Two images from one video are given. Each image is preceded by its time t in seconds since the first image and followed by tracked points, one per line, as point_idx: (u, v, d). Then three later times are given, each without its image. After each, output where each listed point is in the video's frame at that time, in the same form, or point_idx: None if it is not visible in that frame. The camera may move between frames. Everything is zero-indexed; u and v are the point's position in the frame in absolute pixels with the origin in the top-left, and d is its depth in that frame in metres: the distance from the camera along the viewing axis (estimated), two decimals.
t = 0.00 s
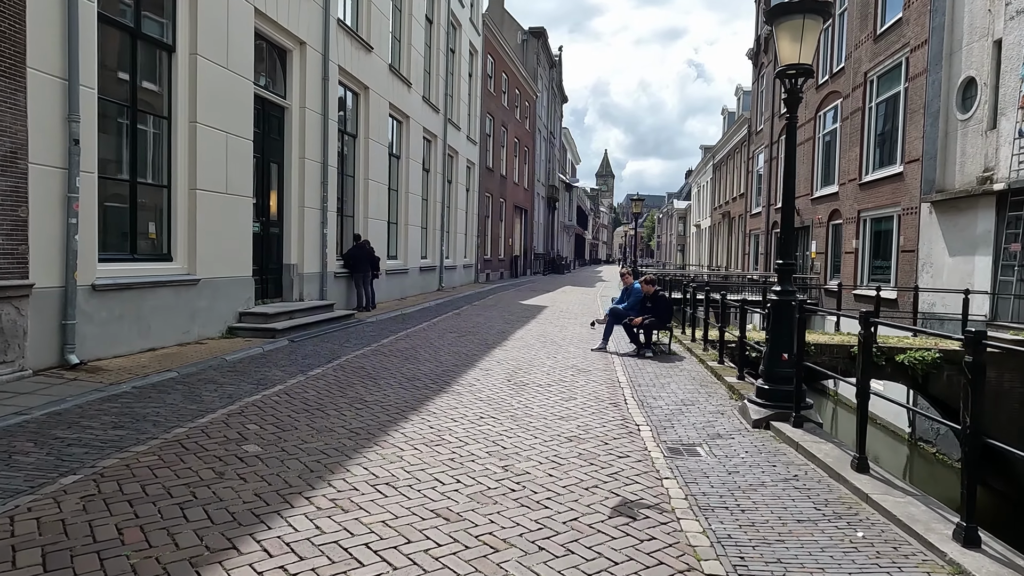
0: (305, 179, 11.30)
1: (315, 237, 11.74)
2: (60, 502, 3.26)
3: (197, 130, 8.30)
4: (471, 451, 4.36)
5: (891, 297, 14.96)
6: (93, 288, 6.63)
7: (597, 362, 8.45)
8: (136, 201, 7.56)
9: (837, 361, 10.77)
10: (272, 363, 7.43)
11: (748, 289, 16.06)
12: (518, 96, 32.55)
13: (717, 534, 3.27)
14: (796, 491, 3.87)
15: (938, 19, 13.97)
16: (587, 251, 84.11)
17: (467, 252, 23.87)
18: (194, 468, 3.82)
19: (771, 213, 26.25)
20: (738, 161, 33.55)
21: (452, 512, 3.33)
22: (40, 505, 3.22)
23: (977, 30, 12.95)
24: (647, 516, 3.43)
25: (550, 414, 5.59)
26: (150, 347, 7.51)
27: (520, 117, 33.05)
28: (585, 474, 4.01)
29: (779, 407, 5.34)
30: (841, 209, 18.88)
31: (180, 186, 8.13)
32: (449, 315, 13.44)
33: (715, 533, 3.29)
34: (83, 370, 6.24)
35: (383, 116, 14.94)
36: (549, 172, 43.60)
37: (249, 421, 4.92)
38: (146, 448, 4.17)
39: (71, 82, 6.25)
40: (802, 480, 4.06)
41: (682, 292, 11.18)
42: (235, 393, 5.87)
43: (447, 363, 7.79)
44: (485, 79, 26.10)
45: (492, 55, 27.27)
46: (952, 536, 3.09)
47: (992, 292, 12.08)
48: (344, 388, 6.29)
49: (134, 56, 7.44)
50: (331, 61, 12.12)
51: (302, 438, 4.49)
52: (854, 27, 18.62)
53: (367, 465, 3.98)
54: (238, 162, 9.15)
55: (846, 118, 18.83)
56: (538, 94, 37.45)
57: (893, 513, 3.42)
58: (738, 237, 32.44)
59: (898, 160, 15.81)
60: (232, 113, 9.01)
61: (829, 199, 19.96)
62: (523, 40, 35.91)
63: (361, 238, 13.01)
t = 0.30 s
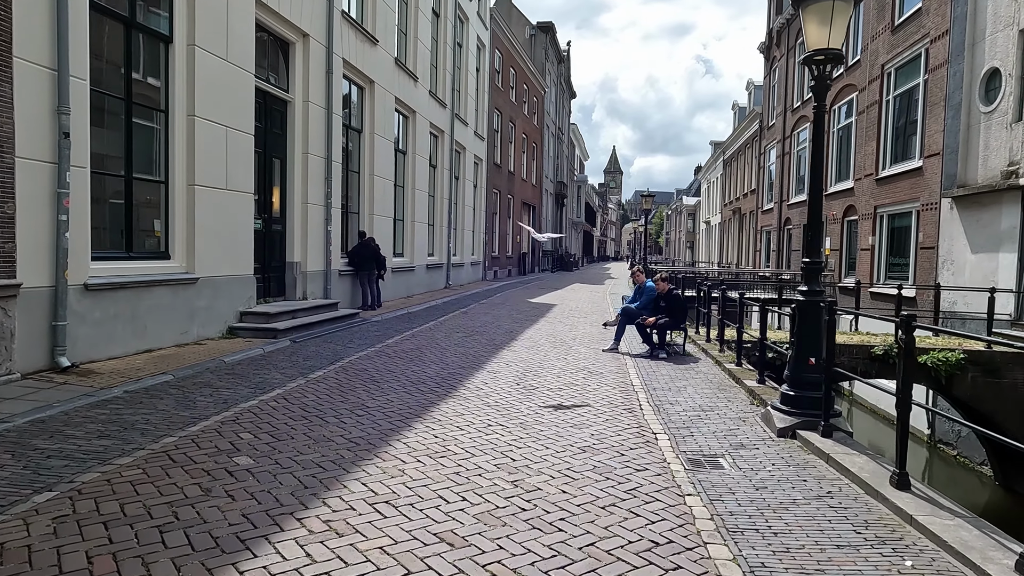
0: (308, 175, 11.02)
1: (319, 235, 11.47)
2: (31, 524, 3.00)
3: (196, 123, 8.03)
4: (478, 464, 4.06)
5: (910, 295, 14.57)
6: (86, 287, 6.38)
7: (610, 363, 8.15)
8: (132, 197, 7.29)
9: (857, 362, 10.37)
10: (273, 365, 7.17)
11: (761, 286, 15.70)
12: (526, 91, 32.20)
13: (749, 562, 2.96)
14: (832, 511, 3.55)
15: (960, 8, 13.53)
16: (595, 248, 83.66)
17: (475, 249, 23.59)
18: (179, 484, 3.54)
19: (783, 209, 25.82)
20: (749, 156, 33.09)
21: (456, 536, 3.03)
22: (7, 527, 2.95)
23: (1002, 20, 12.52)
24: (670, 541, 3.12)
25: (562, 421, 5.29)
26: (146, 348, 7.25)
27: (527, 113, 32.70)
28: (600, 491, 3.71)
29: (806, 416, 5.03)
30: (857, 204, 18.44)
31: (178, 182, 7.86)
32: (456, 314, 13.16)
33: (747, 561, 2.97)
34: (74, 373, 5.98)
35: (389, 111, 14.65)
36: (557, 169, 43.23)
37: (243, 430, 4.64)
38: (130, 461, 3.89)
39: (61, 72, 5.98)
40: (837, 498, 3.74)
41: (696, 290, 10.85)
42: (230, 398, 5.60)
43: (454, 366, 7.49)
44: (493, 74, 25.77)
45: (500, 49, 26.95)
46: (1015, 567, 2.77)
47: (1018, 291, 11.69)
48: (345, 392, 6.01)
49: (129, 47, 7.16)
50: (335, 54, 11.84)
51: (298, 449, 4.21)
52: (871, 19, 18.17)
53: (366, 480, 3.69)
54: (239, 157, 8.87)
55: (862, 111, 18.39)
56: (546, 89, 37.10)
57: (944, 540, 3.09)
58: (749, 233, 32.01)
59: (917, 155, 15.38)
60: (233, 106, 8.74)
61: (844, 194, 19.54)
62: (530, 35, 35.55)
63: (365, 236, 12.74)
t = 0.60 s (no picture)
0: (307, 168, 10.75)
1: (319, 230, 11.20)
2: None
3: (190, 113, 7.76)
4: (478, 472, 3.77)
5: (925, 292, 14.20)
6: (72, 283, 6.12)
7: (619, 362, 7.85)
8: (122, 189, 7.03)
9: (874, 360, 10.01)
10: (268, 364, 6.90)
11: (772, 283, 15.35)
12: (532, 86, 31.85)
13: None
14: (863, 526, 3.25)
15: None
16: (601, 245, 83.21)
17: (480, 245, 23.30)
18: (153, 496, 3.26)
19: (792, 205, 25.42)
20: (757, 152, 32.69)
21: (451, 557, 2.74)
22: None
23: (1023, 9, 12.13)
24: (688, 562, 2.82)
25: (569, 424, 4.99)
26: (136, 346, 7.00)
27: (533, 108, 32.35)
28: (610, 503, 3.41)
29: (829, 420, 4.72)
30: (869, 200, 18.05)
31: (170, 174, 7.59)
32: (459, 311, 12.88)
33: None
34: (59, 373, 5.73)
35: (391, 104, 14.37)
36: (564, 165, 42.85)
37: (229, 434, 4.36)
38: (104, 469, 3.62)
39: (43, 58, 5.72)
40: (868, 511, 3.43)
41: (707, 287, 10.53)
42: (220, 399, 5.33)
43: (456, 365, 7.21)
44: (498, 68, 25.44)
45: (506, 44, 26.60)
46: None
47: None
48: (341, 393, 5.73)
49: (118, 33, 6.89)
50: (336, 45, 11.56)
51: (285, 456, 3.92)
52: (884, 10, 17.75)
53: (356, 491, 3.41)
54: (235, 149, 8.61)
55: (875, 104, 17.98)
56: (552, 85, 36.72)
57: (994, 561, 2.79)
58: (757, 230, 31.62)
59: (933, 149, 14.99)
60: (228, 96, 8.46)
61: (856, 190, 19.14)
62: (536, 30, 35.16)
63: (367, 231, 12.47)
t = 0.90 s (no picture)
0: (304, 167, 10.47)
1: (316, 229, 10.92)
2: None
3: (179, 110, 7.48)
4: (473, 495, 3.46)
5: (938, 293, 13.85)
6: (50, 286, 5.85)
7: (624, 368, 7.54)
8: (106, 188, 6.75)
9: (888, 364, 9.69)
10: (258, 370, 6.62)
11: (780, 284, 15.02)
12: (535, 84, 31.52)
13: None
14: (898, 559, 2.93)
15: None
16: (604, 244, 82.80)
17: (482, 245, 23.00)
18: (114, 524, 2.96)
19: (799, 204, 25.05)
20: (764, 150, 32.30)
21: None
22: None
23: None
24: None
25: (572, 437, 4.69)
26: (121, 352, 6.71)
27: (537, 106, 32.02)
28: (617, 532, 3.09)
29: (850, 434, 4.40)
30: (879, 198, 17.68)
31: (158, 173, 7.31)
32: (460, 312, 12.59)
33: None
34: (35, 381, 5.45)
35: (391, 101, 14.08)
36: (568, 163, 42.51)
37: (208, 450, 4.07)
38: (65, 491, 3.32)
39: (18, 49, 5.44)
40: (902, 541, 3.11)
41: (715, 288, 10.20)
42: (203, 410, 5.04)
43: (455, 371, 6.91)
44: (501, 65, 25.12)
45: (508, 41, 26.26)
46: None
47: None
48: (331, 402, 5.43)
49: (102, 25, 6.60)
50: (333, 40, 11.27)
51: (265, 476, 3.62)
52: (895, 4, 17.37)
53: (338, 518, 3.10)
54: (226, 146, 8.32)
55: (885, 101, 17.61)
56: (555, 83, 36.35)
57: None
58: (764, 229, 31.25)
59: (946, 146, 14.61)
60: (219, 92, 8.18)
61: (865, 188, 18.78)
62: (539, 27, 34.79)
63: (366, 231, 12.20)
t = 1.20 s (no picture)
0: (306, 166, 10.23)
1: (319, 230, 10.67)
2: None
3: (174, 106, 7.23)
4: (475, 517, 3.17)
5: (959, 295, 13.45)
6: (37, 289, 5.62)
7: (636, 374, 7.23)
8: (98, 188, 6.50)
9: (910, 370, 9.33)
10: (255, 376, 6.36)
11: (794, 286, 14.66)
12: (543, 85, 31.24)
13: None
14: None
15: None
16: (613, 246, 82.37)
17: (490, 247, 22.73)
18: (79, 551, 2.69)
19: (812, 204, 24.64)
20: (775, 150, 31.86)
21: None
22: None
23: None
24: None
25: (583, 449, 4.39)
26: (113, 356, 6.47)
27: (545, 107, 31.73)
28: (634, 563, 2.79)
29: (884, 448, 4.07)
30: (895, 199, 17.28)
31: (153, 171, 7.07)
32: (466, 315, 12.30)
33: None
34: (19, 388, 5.20)
35: (396, 100, 13.82)
36: (576, 164, 42.19)
37: (192, 465, 3.79)
38: (31, 512, 3.05)
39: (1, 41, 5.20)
40: (952, 574, 2.79)
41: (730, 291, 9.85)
42: (192, 419, 4.77)
43: (459, 377, 6.63)
44: (509, 65, 24.85)
45: (516, 41, 25.98)
46: None
47: None
48: (329, 411, 5.15)
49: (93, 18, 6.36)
50: (336, 37, 11.02)
51: (250, 495, 3.34)
52: None
53: (326, 545, 2.81)
54: (224, 144, 8.08)
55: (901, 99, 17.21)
56: (563, 83, 36.04)
57: None
58: (775, 230, 30.82)
59: (965, 144, 14.21)
60: (217, 88, 7.93)
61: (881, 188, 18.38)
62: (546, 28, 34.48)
63: (371, 233, 11.95)
